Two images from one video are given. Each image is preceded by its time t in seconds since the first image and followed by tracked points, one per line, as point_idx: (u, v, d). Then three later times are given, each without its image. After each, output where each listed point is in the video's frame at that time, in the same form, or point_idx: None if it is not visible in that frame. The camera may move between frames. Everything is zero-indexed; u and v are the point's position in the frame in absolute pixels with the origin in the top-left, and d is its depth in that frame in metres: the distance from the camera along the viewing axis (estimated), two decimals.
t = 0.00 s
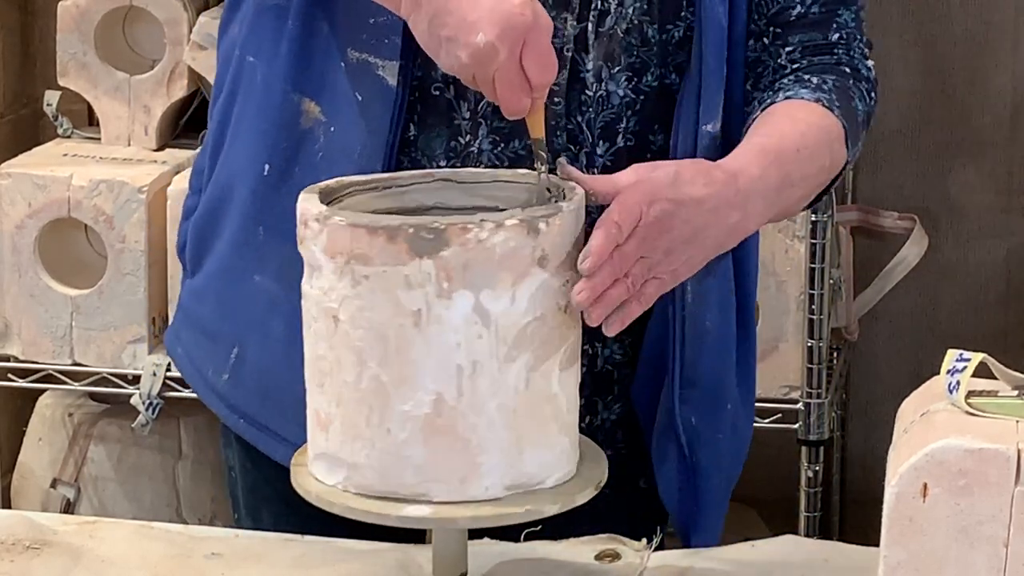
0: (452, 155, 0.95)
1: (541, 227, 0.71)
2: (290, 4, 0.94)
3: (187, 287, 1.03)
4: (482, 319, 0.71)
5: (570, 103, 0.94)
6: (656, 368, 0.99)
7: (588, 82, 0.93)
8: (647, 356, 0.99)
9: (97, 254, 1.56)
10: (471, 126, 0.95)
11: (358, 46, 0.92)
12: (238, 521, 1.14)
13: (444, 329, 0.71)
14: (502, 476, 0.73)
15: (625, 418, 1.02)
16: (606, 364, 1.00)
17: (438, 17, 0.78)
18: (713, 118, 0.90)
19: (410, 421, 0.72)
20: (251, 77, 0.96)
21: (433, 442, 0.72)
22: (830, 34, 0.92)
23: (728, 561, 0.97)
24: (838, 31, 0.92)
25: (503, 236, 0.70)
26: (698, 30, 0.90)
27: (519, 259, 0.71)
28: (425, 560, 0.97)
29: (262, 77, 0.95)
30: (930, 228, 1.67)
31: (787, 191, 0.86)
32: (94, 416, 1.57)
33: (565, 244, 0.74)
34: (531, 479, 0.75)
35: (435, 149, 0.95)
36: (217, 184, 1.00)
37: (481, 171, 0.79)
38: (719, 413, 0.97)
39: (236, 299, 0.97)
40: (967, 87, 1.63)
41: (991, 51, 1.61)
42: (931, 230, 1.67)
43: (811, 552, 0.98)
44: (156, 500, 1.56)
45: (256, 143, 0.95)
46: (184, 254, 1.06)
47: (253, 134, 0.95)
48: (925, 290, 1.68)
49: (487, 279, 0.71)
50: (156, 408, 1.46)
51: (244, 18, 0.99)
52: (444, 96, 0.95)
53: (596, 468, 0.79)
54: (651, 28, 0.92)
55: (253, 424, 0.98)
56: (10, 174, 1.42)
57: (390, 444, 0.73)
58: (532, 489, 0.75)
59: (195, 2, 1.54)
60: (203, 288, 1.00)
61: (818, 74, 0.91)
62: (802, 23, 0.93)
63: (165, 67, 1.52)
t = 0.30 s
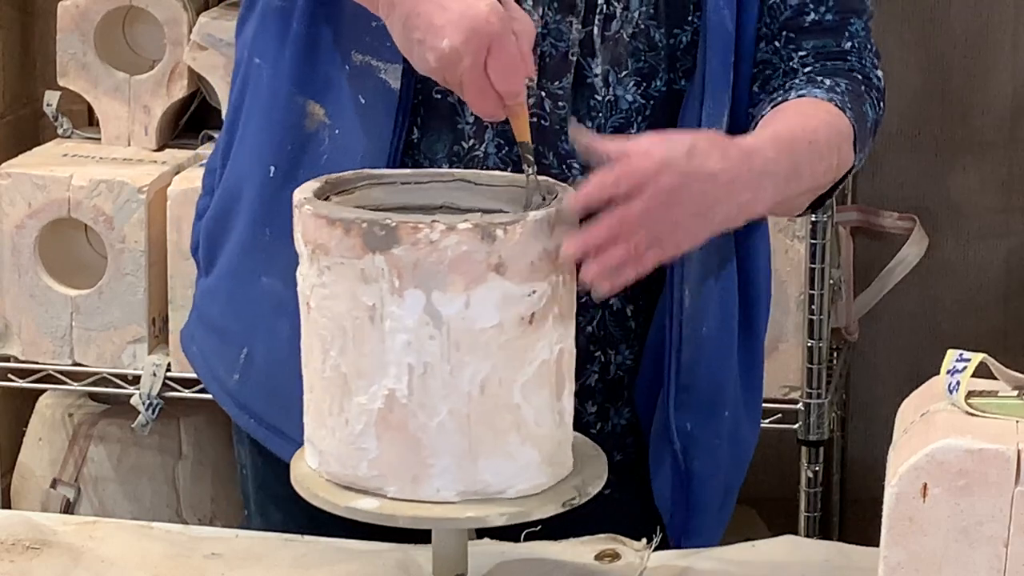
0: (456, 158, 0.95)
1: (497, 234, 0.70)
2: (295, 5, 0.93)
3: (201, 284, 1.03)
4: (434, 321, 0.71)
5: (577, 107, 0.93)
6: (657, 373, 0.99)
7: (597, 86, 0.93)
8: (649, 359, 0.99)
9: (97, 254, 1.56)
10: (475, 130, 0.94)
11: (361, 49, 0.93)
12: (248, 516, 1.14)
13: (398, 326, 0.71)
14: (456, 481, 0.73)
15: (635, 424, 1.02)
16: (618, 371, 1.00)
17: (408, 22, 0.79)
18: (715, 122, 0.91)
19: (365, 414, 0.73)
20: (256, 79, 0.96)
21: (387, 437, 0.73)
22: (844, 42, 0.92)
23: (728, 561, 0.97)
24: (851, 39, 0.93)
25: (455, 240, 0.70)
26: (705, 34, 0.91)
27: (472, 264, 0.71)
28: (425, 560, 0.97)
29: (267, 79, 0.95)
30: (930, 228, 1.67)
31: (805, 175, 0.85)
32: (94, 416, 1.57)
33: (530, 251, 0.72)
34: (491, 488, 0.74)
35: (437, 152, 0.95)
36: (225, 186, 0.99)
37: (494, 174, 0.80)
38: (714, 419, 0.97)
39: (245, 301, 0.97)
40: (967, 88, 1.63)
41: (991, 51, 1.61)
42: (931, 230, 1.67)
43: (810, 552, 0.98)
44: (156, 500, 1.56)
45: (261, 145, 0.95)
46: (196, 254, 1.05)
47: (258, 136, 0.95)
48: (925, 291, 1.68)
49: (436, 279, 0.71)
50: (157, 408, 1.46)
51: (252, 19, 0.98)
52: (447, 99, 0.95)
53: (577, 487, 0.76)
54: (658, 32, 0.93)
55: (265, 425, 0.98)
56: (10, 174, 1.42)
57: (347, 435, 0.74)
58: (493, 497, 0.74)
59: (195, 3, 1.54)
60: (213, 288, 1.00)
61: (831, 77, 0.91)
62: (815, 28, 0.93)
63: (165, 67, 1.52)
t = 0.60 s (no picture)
0: (462, 158, 0.95)
1: (470, 237, 0.74)
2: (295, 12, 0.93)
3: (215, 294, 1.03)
4: (409, 318, 0.76)
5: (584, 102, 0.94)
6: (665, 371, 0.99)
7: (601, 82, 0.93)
8: (658, 357, 0.99)
9: (97, 254, 1.56)
10: (480, 130, 0.95)
11: (366, 54, 0.93)
12: (257, 518, 1.14)
13: (375, 324, 0.77)
14: (429, 481, 0.78)
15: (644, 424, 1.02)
16: (629, 368, 1.00)
17: (348, 2, 0.81)
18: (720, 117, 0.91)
19: (347, 409, 0.79)
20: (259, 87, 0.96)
21: (364, 433, 0.79)
22: (850, 25, 0.92)
23: (728, 560, 0.97)
24: (858, 21, 0.93)
25: (429, 240, 0.74)
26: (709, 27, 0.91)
27: (446, 265, 0.75)
28: (425, 560, 0.97)
29: (270, 87, 0.95)
30: (931, 228, 1.67)
31: (779, 122, 0.87)
32: (94, 416, 1.57)
33: (507, 255, 0.76)
34: (466, 490, 0.78)
35: (445, 152, 0.96)
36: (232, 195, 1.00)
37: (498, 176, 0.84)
38: (723, 415, 0.97)
39: (258, 310, 0.98)
40: (969, 87, 1.63)
41: (992, 50, 1.61)
42: (931, 229, 1.67)
43: (809, 552, 0.98)
44: (156, 500, 1.56)
45: (268, 153, 0.96)
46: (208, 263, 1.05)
47: (264, 145, 0.96)
48: (926, 291, 1.68)
49: (411, 278, 0.75)
50: (157, 408, 1.46)
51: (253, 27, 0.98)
52: (451, 99, 0.95)
53: (557, 496, 0.80)
54: (662, 25, 0.93)
55: (280, 430, 0.99)
56: (10, 174, 1.42)
57: (333, 428, 0.80)
58: (467, 500, 0.78)
59: (195, 3, 1.54)
60: (226, 299, 1.00)
61: (826, 48, 0.92)
62: (821, 14, 0.93)
63: (165, 67, 1.52)
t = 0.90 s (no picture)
0: (458, 155, 0.95)
1: (462, 236, 0.76)
2: (287, 16, 0.94)
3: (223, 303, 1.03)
4: (402, 317, 0.78)
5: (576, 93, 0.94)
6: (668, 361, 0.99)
7: (592, 72, 0.94)
8: (660, 347, 0.99)
9: (97, 254, 1.55)
10: (474, 126, 0.95)
11: (358, 54, 0.93)
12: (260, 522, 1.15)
13: (369, 323, 0.79)
14: (421, 481, 0.80)
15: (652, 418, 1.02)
16: (640, 363, 1.00)
17: None
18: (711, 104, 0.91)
19: (343, 407, 0.81)
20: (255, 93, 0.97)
21: (359, 431, 0.81)
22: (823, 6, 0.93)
23: (728, 560, 0.97)
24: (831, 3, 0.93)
25: (422, 240, 0.76)
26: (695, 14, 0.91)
27: (439, 265, 0.77)
28: (424, 560, 0.97)
29: (265, 92, 0.95)
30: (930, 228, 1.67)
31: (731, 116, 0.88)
32: (94, 416, 1.57)
33: (499, 255, 0.77)
34: (460, 490, 0.80)
35: (440, 150, 0.96)
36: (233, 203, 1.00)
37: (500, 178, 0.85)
38: (723, 400, 0.97)
39: (265, 316, 0.98)
40: (968, 87, 1.63)
41: (991, 50, 1.61)
42: (931, 229, 1.67)
43: (809, 552, 0.98)
44: (156, 500, 1.56)
45: (267, 157, 0.96)
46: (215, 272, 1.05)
47: (261, 150, 0.96)
48: (926, 290, 1.68)
49: (404, 278, 0.77)
50: (157, 408, 1.47)
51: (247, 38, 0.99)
52: (445, 96, 0.95)
53: (551, 498, 0.81)
54: (651, 12, 0.92)
55: (291, 435, 0.99)
56: (10, 174, 1.42)
57: (329, 427, 0.82)
58: (461, 500, 0.80)
59: (195, 3, 1.54)
60: (233, 308, 1.00)
61: (794, 34, 0.92)
62: None
63: (165, 67, 1.52)
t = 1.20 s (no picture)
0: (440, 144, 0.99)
1: (462, 236, 0.76)
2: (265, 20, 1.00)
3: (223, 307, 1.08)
4: (403, 317, 0.78)
5: (553, 75, 0.99)
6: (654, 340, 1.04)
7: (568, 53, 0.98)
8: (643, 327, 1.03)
9: (97, 254, 1.55)
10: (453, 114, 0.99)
11: (334, 50, 0.97)
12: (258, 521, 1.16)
13: (369, 323, 0.79)
14: (421, 480, 0.80)
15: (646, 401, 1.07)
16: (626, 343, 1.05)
17: None
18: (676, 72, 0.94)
19: (343, 407, 0.81)
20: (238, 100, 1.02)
21: (359, 431, 0.81)
22: None
23: (729, 561, 0.97)
24: None
25: (422, 240, 0.76)
26: None
27: (439, 265, 0.77)
28: (425, 560, 0.97)
29: (249, 97, 1.01)
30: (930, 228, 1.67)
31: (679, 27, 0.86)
32: (94, 416, 1.57)
33: (499, 255, 0.77)
34: (460, 490, 0.80)
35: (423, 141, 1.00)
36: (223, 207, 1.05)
37: (507, 179, 0.86)
38: (687, 373, 0.99)
39: (263, 316, 1.03)
40: (968, 87, 1.63)
41: (991, 50, 1.61)
42: (931, 230, 1.67)
43: (809, 552, 0.98)
44: (156, 500, 1.57)
45: (254, 161, 1.01)
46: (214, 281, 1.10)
47: (249, 153, 1.01)
48: (926, 290, 1.68)
49: (404, 278, 0.77)
50: (157, 407, 1.47)
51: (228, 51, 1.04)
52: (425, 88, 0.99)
53: (551, 498, 0.81)
54: None
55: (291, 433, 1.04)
56: (10, 173, 1.42)
57: (329, 427, 0.83)
58: (461, 500, 0.80)
59: (195, 3, 1.54)
60: (232, 312, 1.05)
61: None
62: None
63: (165, 67, 1.52)
